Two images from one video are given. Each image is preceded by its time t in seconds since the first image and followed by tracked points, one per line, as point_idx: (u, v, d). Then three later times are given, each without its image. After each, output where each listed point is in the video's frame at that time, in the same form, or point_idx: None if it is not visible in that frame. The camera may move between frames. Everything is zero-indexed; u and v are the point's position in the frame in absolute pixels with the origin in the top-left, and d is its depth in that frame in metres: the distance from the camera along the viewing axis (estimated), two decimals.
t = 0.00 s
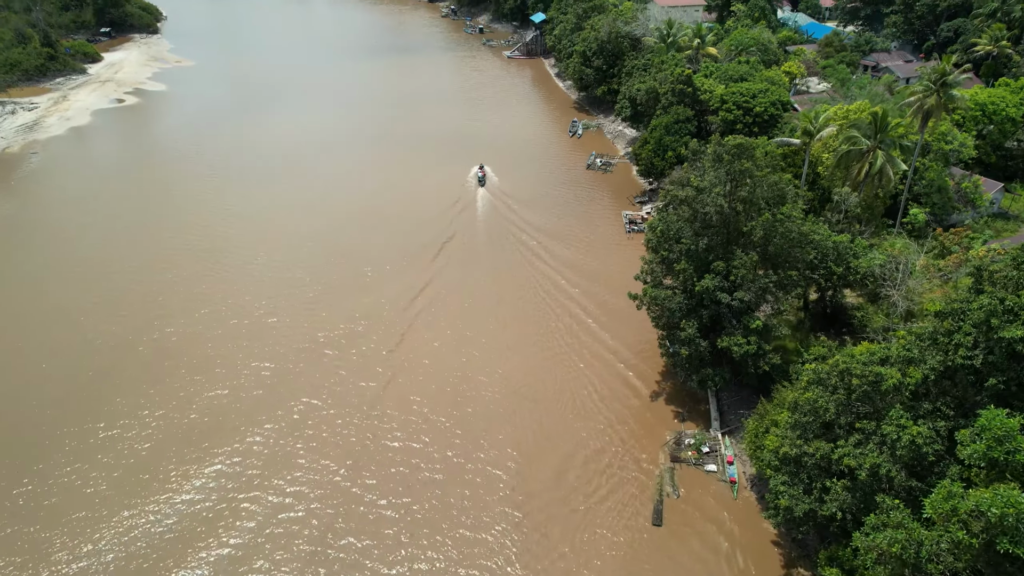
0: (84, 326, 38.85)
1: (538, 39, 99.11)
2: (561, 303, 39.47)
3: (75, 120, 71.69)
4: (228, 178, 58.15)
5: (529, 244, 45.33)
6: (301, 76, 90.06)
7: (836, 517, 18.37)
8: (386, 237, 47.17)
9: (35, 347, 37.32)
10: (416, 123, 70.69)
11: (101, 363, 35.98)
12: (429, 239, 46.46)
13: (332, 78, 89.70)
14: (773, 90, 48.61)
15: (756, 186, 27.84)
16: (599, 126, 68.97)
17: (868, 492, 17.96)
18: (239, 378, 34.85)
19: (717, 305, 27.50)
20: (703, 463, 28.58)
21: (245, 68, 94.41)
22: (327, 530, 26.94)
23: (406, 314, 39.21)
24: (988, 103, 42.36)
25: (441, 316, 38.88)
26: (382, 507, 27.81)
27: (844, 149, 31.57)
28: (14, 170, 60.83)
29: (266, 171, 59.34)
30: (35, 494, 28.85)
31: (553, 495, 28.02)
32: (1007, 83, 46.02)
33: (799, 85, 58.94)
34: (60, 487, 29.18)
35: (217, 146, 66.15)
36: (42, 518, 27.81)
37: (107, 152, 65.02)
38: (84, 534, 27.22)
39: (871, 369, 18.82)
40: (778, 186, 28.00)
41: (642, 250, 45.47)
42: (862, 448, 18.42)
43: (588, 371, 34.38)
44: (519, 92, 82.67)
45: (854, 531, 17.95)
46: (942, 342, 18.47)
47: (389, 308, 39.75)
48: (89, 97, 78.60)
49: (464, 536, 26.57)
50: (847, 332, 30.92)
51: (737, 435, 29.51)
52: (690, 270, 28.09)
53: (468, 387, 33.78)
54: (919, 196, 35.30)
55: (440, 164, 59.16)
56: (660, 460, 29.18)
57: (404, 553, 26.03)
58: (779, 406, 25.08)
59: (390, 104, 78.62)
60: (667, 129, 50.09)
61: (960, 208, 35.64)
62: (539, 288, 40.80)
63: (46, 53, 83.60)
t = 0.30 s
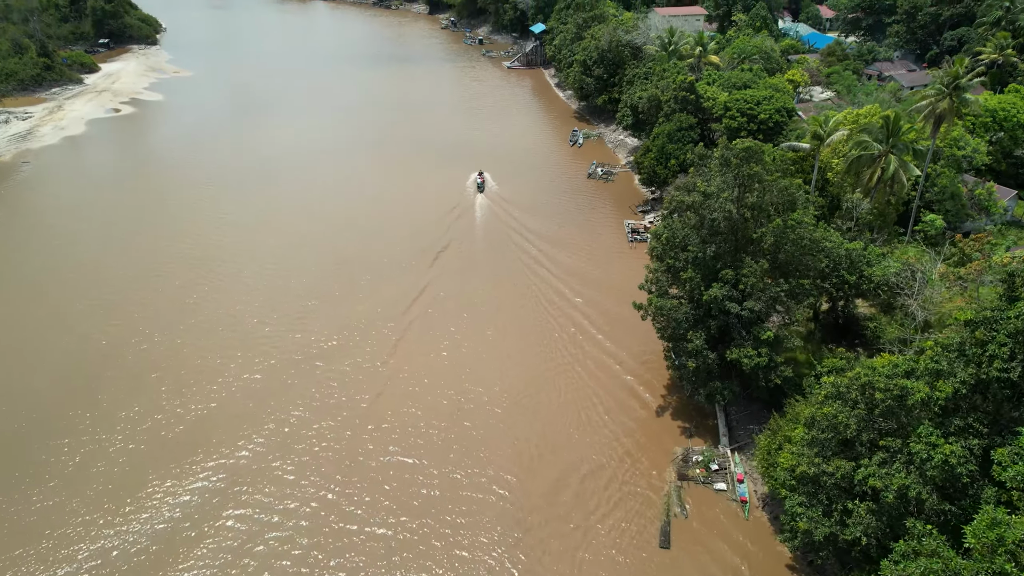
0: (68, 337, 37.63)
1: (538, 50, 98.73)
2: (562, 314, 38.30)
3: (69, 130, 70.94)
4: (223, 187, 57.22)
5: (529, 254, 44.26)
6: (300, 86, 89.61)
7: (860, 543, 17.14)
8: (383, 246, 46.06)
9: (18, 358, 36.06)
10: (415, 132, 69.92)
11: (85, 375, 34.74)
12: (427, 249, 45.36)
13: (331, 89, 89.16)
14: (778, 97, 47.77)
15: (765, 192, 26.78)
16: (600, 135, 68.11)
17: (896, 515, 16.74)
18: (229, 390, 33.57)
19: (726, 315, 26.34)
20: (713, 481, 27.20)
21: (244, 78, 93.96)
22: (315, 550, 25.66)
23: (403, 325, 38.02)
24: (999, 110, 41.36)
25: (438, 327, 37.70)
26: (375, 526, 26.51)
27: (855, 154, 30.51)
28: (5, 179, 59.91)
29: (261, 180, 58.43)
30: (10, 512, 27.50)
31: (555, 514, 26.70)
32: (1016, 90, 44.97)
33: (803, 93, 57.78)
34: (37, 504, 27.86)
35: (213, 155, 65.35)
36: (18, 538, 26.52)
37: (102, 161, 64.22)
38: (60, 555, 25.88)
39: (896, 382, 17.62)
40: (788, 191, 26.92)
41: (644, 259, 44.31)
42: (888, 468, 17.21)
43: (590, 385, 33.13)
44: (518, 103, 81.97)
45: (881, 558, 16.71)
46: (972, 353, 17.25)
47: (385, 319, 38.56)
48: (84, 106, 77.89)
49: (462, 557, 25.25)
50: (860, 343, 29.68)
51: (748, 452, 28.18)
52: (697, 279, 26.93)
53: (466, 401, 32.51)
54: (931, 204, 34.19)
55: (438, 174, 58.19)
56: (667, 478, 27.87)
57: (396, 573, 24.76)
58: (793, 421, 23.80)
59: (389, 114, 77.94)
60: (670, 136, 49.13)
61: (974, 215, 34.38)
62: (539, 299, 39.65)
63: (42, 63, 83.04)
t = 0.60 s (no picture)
0: (51, 349, 36.30)
1: (538, 60, 98.21)
2: (563, 326, 37.00)
3: (63, 139, 69.98)
4: (218, 196, 56.16)
5: (529, 263, 43.07)
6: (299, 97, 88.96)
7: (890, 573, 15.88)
8: (378, 256, 44.90)
9: None
10: (413, 142, 69.04)
11: (68, 388, 33.38)
12: (425, 258, 44.14)
13: (329, 99, 88.51)
14: (783, 104, 46.82)
15: (776, 197, 25.65)
16: (601, 144, 67.21)
17: (930, 543, 15.51)
18: (215, 404, 32.15)
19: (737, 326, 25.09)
20: (723, 501, 25.85)
21: (242, 88, 93.31)
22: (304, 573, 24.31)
23: (398, 337, 36.71)
24: (1011, 115, 40.31)
25: (436, 338, 36.40)
26: (367, 548, 25.16)
27: (867, 159, 29.38)
28: None
29: (257, 189, 57.43)
30: None
31: (557, 536, 25.34)
32: None
33: (808, 101, 56.91)
34: (11, 524, 26.43)
35: (208, 164, 64.42)
36: None
37: (96, 170, 63.26)
38: None
39: (929, 399, 16.41)
40: (801, 196, 25.75)
41: (648, 269, 43.05)
42: (920, 492, 15.98)
43: (593, 399, 31.80)
44: (518, 112, 81.14)
45: None
46: (1009, 368, 16.07)
47: (380, 330, 37.24)
48: (79, 116, 77.03)
49: None
50: (874, 354, 28.35)
51: (759, 469, 26.83)
52: (705, 288, 25.68)
53: (464, 416, 31.15)
54: (945, 211, 33.04)
55: (437, 183, 57.17)
56: (675, 497, 26.54)
57: None
58: (810, 438, 22.50)
59: (388, 124, 77.15)
60: (673, 143, 48.09)
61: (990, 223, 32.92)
62: (540, 310, 38.41)
63: (38, 73, 82.24)
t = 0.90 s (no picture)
0: (33, 362, 34.97)
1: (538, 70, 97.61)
2: (565, 341, 35.75)
3: (56, 148, 69.08)
4: (214, 206, 55.15)
5: (530, 275, 41.94)
6: (297, 108, 88.34)
7: None
8: (374, 266, 43.76)
9: None
10: (412, 153, 68.17)
11: (48, 403, 32.06)
12: (421, 269, 42.99)
13: (328, 110, 87.89)
14: (789, 110, 45.82)
15: (789, 202, 24.47)
16: (602, 154, 66.22)
17: None
18: (200, 420, 30.79)
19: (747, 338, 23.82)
20: (736, 524, 24.37)
21: (240, 100, 92.69)
22: None
23: (393, 349, 35.46)
24: None
25: (432, 352, 35.11)
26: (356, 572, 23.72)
27: (881, 164, 28.20)
28: None
29: (254, 199, 56.45)
30: None
31: (559, 561, 23.91)
32: None
33: (812, 109, 55.89)
34: None
35: (204, 174, 63.48)
36: None
37: (90, 179, 62.30)
38: None
39: (967, 417, 15.30)
40: (815, 201, 24.55)
41: (651, 280, 41.80)
42: (960, 519, 14.84)
43: (595, 416, 30.52)
44: (517, 123, 80.31)
45: None
46: None
47: (374, 343, 35.97)
48: (74, 125, 76.17)
49: None
50: (891, 367, 27.02)
51: (772, 490, 25.39)
52: (715, 298, 24.43)
53: (460, 433, 29.80)
54: (961, 218, 31.81)
55: (434, 193, 56.16)
56: (683, 519, 25.12)
57: None
58: (828, 457, 21.20)
59: (387, 134, 76.38)
60: (677, 151, 47.00)
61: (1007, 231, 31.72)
62: (540, 324, 37.18)
63: (33, 82, 81.51)
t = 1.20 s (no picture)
0: (14, 375, 33.67)
1: (538, 81, 97.00)
2: (567, 355, 34.51)
3: (49, 158, 68.17)
4: (208, 216, 54.11)
5: (530, 288, 40.75)
6: (295, 120, 87.60)
7: None
8: (369, 279, 42.58)
9: None
10: (411, 164, 67.24)
11: (28, 419, 30.77)
12: (418, 282, 41.79)
13: (327, 121, 87.13)
14: (795, 118, 44.85)
15: (803, 209, 23.32)
16: (603, 164, 65.22)
17: None
18: (185, 437, 29.46)
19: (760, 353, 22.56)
20: (749, 550, 22.96)
21: (238, 111, 91.98)
22: None
23: (388, 364, 34.17)
24: None
25: (429, 367, 33.87)
26: None
27: (896, 171, 27.03)
28: None
29: (250, 209, 55.42)
30: None
31: None
32: None
33: (818, 118, 54.86)
34: None
35: (199, 184, 62.51)
36: None
37: (84, 189, 61.34)
38: None
39: (1011, 441, 14.22)
40: (830, 208, 23.37)
41: (655, 292, 40.55)
42: (1006, 554, 13.72)
43: (599, 434, 29.14)
44: (517, 133, 79.46)
45: None
46: None
47: (369, 357, 34.71)
48: (68, 135, 75.30)
49: None
50: (909, 384, 25.70)
51: (786, 513, 24.01)
52: (725, 310, 23.19)
53: (457, 452, 28.45)
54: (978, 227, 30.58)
55: (433, 204, 55.11)
56: (694, 545, 23.74)
57: None
58: (848, 480, 19.88)
59: (385, 146, 75.52)
60: (680, 160, 45.94)
61: None
62: (541, 339, 35.94)
63: (28, 92, 80.74)
